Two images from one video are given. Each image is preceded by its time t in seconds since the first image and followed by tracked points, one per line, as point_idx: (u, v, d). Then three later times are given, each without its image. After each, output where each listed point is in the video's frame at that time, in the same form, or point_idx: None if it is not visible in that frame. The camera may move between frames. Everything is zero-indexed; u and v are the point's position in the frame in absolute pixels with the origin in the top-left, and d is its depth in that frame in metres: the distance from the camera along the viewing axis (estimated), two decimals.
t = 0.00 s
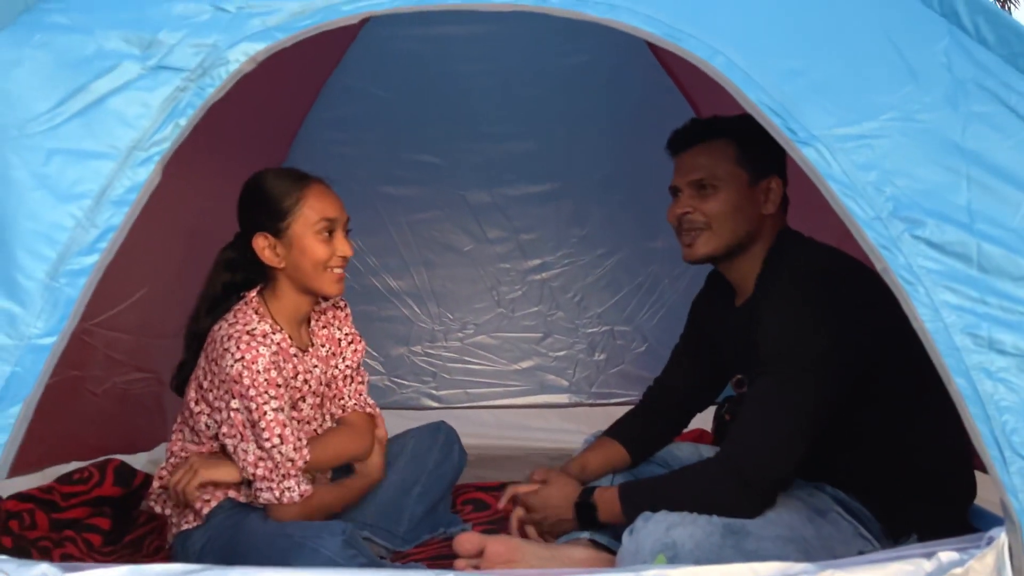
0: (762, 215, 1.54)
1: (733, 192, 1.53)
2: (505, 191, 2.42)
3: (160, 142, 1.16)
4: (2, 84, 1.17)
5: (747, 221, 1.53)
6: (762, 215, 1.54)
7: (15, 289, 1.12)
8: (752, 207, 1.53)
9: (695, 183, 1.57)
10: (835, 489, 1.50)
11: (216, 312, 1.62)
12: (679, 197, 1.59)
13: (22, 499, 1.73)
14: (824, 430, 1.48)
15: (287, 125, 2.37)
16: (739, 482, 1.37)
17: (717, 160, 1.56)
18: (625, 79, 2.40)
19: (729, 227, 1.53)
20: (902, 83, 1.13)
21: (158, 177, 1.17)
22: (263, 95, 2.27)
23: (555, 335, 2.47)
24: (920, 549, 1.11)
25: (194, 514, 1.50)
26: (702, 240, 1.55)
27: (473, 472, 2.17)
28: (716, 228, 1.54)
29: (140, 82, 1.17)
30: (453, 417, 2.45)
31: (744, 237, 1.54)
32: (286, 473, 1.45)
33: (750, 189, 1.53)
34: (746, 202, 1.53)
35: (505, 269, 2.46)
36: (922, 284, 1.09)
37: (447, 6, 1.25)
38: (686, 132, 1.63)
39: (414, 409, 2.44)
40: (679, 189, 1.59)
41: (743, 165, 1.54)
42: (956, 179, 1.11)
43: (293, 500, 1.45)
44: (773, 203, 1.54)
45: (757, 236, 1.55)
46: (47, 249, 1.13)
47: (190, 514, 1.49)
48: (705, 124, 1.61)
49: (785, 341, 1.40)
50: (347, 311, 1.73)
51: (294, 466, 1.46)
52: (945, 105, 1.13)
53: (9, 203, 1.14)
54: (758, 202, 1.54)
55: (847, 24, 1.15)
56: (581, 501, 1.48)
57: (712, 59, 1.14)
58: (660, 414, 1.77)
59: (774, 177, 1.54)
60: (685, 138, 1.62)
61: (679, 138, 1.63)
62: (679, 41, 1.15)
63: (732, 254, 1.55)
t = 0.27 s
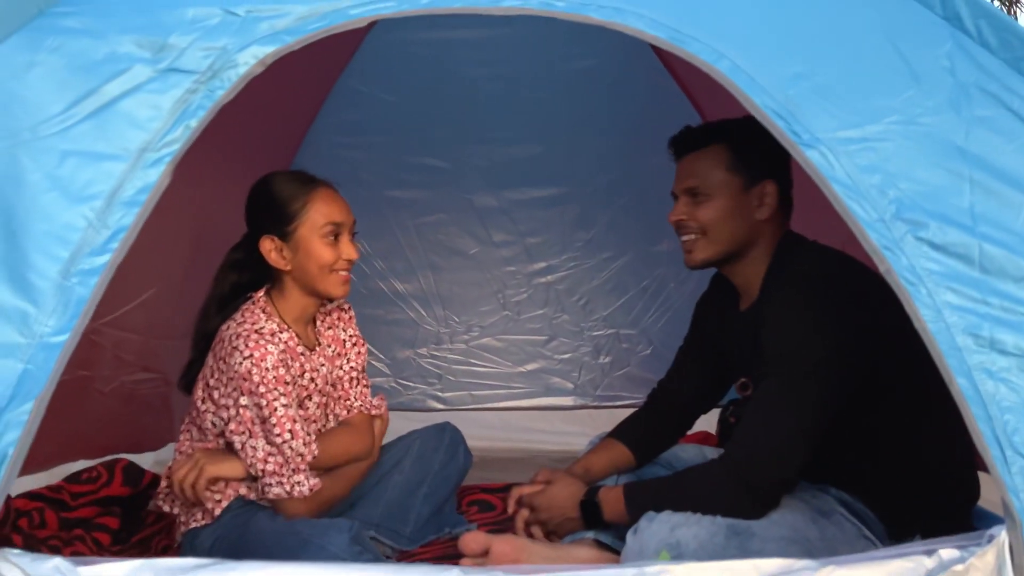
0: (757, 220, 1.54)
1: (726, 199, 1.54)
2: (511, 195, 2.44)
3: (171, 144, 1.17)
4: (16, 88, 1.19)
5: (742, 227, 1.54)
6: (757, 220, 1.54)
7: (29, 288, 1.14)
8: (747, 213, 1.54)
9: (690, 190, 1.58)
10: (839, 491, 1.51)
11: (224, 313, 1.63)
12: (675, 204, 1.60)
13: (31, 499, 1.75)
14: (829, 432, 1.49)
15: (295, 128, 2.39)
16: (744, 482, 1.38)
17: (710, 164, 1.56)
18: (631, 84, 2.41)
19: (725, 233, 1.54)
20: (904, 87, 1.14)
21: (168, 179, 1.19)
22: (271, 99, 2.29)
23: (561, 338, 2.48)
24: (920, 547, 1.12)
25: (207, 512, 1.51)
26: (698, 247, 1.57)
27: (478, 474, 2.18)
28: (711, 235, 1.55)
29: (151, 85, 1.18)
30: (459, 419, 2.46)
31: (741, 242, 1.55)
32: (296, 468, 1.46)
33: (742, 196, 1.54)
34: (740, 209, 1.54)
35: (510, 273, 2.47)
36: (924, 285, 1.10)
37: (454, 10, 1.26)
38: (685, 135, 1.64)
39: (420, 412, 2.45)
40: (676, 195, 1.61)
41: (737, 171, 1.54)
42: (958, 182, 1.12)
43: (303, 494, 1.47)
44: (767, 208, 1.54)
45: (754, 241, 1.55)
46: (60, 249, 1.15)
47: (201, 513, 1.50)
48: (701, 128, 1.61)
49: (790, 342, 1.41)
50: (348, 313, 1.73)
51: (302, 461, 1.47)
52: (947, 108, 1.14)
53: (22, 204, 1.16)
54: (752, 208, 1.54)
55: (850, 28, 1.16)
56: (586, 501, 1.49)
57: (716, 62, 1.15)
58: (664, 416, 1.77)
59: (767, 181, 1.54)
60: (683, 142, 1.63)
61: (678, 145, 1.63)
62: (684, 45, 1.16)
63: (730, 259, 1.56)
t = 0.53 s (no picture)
0: (754, 221, 1.55)
1: (722, 200, 1.55)
2: (514, 195, 2.45)
3: (178, 141, 1.18)
4: (27, 86, 1.21)
5: (738, 228, 1.55)
6: (754, 220, 1.55)
7: (38, 282, 1.16)
8: (743, 214, 1.55)
9: (688, 191, 1.60)
10: (840, 488, 1.52)
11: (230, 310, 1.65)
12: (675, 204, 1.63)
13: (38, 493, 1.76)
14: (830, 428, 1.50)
15: (301, 129, 2.41)
16: (745, 477, 1.39)
17: (708, 165, 1.57)
18: (634, 85, 2.43)
19: (722, 234, 1.56)
20: (903, 85, 1.15)
21: (175, 175, 1.20)
22: (276, 99, 2.30)
23: (564, 338, 2.49)
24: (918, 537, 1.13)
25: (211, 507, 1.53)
26: (698, 247, 1.59)
27: (481, 472, 2.19)
28: (708, 235, 1.57)
29: (158, 83, 1.20)
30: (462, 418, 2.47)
31: (740, 241, 1.56)
32: (291, 457, 1.47)
33: (738, 197, 1.54)
34: (736, 210, 1.55)
35: (514, 272, 2.48)
36: (922, 280, 1.11)
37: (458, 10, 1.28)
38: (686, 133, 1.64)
39: (423, 411, 2.47)
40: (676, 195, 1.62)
41: (732, 172, 1.55)
42: (956, 179, 1.13)
43: (297, 483, 1.47)
44: (764, 208, 1.54)
45: (751, 241, 1.56)
46: (68, 243, 1.16)
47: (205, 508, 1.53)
48: (699, 128, 1.61)
49: (791, 339, 1.42)
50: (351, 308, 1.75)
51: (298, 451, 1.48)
52: (945, 106, 1.15)
53: (32, 200, 1.18)
54: (748, 209, 1.55)
55: (849, 27, 1.18)
56: (588, 495, 1.50)
57: (717, 60, 1.16)
58: (666, 414, 1.78)
59: (764, 182, 1.54)
60: (682, 142, 1.63)
61: (677, 144, 1.64)
62: (685, 43, 1.17)
63: (730, 257, 1.58)
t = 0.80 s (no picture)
0: (755, 224, 1.56)
1: (722, 205, 1.56)
2: (518, 198, 2.46)
3: (184, 143, 1.20)
4: (36, 89, 1.22)
5: (740, 231, 1.56)
6: (755, 224, 1.56)
7: (45, 282, 1.17)
8: (745, 217, 1.56)
9: (689, 196, 1.60)
10: (842, 490, 1.53)
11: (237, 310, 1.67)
12: (676, 208, 1.63)
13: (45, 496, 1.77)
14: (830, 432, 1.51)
15: (305, 132, 2.42)
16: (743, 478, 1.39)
17: (709, 170, 1.58)
18: (637, 88, 2.44)
19: (722, 238, 1.56)
20: (903, 89, 1.16)
21: (181, 177, 1.22)
22: (281, 102, 2.32)
23: (566, 340, 2.50)
24: (915, 536, 1.14)
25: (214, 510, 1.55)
26: (701, 252, 1.59)
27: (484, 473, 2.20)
28: (710, 239, 1.57)
29: (165, 86, 1.21)
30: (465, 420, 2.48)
31: (741, 245, 1.57)
32: (262, 459, 1.47)
33: (739, 201, 1.55)
34: (737, 213, 1.56)
35: (517, 275, 2.49)
36: (920, 282, 1.12)
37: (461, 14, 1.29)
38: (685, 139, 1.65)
39: (427, 413, 2.48)
40: (677, 200, 1.63)
41: (733, 176, 1.56)
42: (955, 181, 1.14)
43: (262, 487, 1.46)
44: (765, 211, 1.55)
45: (752, 245, 1.57)
46: (76, 244, 1.18)
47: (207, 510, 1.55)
48: (700, 132, 1.62)
49: (790, 341, 1.42)
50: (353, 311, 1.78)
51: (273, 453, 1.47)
52: (945, 110, 1.16)
53: (40, 202, 1.19)
54: (748, 213, 1.56)
55: (849, 31, 1.19)
56: (588, 496, 1.51)
57: (718, 64, 1.17)
58: (669, 416, 1.79)
59: (765, 186, 1.55)
60: (682, 147, 1.64)
61: (678, 148, 1.65)
62: (686, 47, 1.18)
63: (733, 261, 1.59)
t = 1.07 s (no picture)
0: (752, 234, 1.57)
1: (720, 215, 1.57)
2: (519, 207, 2.47)
3: (187, 153, 1.21)
4: (41, 100, 1.24)
5: (738, 241, 1.56)
6: (753, 233, 1.57)
7: (49, 291, 1.18)
8: (742, 227, 1.57)
9: (687, 207, 1.61)
10: (842, 499, 1.53)
11: (241, 318, 1.68)
12: (674, 219, 1.64)
13: (47, 504, 1.78)
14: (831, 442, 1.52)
15: (307, 142, 2.44)
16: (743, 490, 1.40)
17: (706, 181, 1.59)
18: (637, 98, 2.45)
19: (721, 248, 1.57)
20: (899, 98, 1.17)
21: (183, 187, 1.23)
22: (283, 112, 2.33)
23: (567, 349, 2.50)
24: (912, 543, 1.14)
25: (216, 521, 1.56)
26: (699, 262, 1.60)
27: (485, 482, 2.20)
28: (709, 250, 1.58)
29: (169, 97, 1.23)
30: (466, 429, 2.48)
31: (740, 254, 1.58)
32: (263, 475, 1.47)
33: (736, 211, 1.56)
34: (735, 223, 1.57)
35: (517, 284, 2.50)
36: (917, 290, 1.13)
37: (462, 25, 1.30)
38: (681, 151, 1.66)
39: (428, 422, 2.48)
40: (675, 211, 1.64)
41: (732, 186, 1.57)
42: (951, 190, 1.15)
43: (263, 502, 1.47)
44: (762, 221, 1.56)
45: (751, 254, 1.58)
46: (80, 252, 1.19)
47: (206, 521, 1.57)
48: (697, 144, 1.63)
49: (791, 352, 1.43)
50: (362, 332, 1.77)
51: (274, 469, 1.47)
52: (941, 120, 1.17)
53: (44, 211, 1.20)
54: (746, 222, 1.57)
55: (847, 41, 1.20)
56: (588, 503, 1.51)
57: (716, 74, 1.19)
58: (670, 424, 1.79)
59: (762, 196, 1.56)
60: (680, 159, 1.65)
61: (675, 159, 1.65)
62: (684, 57, 1.20)
63: (731, 271, 1.60)
